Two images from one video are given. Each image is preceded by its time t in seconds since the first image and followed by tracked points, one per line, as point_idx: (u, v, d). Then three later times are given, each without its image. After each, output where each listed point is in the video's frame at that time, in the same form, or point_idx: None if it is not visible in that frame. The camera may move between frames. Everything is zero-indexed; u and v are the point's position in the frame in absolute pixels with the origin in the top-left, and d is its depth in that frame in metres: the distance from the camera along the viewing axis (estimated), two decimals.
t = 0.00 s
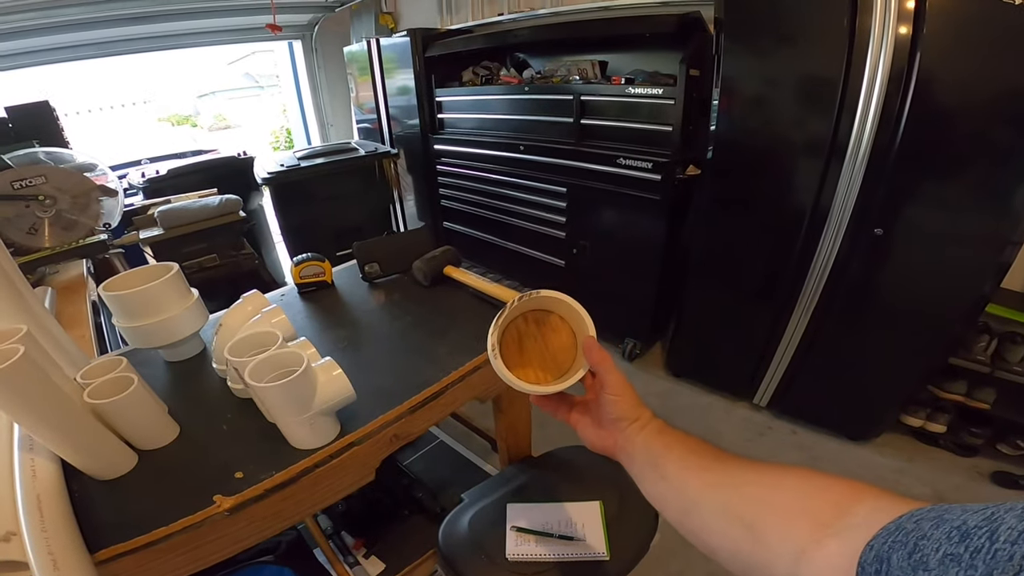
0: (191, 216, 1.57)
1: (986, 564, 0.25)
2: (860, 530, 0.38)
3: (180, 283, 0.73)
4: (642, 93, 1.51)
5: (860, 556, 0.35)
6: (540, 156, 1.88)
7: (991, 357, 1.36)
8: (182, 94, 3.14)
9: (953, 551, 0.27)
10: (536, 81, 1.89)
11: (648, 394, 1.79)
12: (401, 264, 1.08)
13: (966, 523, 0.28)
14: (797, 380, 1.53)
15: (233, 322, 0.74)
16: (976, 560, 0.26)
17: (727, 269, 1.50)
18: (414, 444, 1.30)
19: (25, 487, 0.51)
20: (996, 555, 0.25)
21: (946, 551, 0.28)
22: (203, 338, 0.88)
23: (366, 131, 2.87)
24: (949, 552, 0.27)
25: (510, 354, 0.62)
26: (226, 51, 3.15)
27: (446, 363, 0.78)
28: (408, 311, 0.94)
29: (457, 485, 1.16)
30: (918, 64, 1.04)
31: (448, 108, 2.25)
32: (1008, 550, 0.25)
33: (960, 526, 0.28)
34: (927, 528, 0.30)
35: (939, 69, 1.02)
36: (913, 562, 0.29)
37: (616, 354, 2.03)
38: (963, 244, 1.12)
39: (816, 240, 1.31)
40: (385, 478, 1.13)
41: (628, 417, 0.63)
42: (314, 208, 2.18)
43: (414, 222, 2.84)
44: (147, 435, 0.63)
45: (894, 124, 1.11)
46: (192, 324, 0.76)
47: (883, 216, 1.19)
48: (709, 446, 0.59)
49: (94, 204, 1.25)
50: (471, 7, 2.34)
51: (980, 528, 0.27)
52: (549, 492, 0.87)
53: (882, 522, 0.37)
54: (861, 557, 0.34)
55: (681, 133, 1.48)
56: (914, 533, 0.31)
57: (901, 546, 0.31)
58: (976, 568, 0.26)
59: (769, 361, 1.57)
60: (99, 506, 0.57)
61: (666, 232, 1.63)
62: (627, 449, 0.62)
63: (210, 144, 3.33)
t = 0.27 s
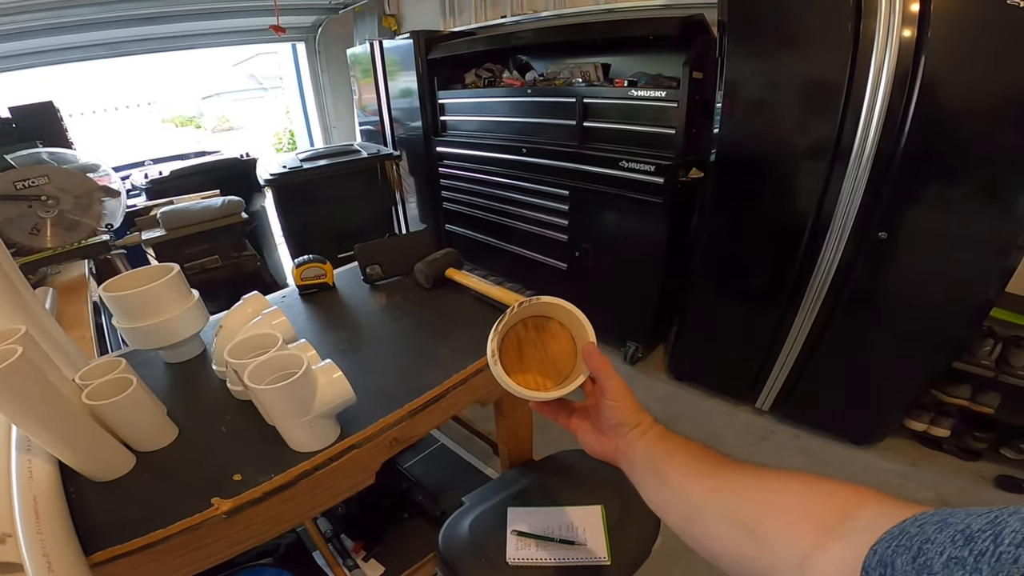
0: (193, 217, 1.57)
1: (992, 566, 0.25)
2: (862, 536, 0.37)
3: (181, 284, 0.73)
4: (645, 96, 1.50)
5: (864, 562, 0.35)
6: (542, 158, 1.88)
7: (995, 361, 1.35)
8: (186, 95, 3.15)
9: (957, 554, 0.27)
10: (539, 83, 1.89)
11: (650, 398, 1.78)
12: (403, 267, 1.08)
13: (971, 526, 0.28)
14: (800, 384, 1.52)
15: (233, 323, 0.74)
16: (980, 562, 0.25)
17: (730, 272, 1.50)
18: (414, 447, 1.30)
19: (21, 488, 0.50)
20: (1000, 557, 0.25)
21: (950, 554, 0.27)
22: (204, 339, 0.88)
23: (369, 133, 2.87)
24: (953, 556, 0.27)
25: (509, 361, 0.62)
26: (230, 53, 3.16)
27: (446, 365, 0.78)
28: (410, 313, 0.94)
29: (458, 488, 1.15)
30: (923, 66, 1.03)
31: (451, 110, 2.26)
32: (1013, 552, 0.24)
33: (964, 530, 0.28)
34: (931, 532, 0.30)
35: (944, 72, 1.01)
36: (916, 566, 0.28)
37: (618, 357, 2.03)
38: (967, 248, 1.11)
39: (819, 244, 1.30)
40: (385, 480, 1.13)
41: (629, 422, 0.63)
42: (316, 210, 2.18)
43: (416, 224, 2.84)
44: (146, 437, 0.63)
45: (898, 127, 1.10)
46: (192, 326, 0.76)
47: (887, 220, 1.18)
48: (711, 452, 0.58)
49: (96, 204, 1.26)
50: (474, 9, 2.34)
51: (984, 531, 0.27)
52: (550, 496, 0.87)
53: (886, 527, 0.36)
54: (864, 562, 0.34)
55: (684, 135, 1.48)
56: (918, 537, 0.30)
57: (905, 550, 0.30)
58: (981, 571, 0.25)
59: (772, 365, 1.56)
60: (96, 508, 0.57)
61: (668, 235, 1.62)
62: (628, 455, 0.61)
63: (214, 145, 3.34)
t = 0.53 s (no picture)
0: (196, 222, 1.58)
1: (982, 568, 0.25)
2: (857, 539, 0.37)
3: (185, 290, 0.74)
4: (645, 100, 1.51)
5: (858, 563, 0.35)
6: (543, 162, 1.88)
7: (997, 363, 1.35)
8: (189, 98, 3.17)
9: (948, 556, 0.27)
10: (539, 87, 1.89)
11: (652, 401, 1.78)
12: (404, 271, 1.09)
13: (961, 528, 0.28)
14: (801, 387, 1.52)
15: (236, 328, 0.75)
16: (971, 564, 0.26)
17: (730, 276, 1.50)
18: (416, 451, 1.30)
19: (26, 491, 0.51)
20: (990, 559, 0.25)
21: (941, 556, 0.27)
22: (207, 344, 0.89)
23: (371, 137, 2.88)
24: (944, 557, 0.27)
25: (509, 367, 0.62)
26: (232, 57, 3.18)
27: (448, 370, 0.78)
28: (411, 318, 0.94)
29: (459, 491, 1.15)
30: (922, 68, 1.03)
31: (452, 113, 2.27)
32: (1003, 555, 0.24)
33: (955, 532, 0.28)
34: (923, 533, 0.30)
35: (942, 75, 1.02)
36: (909, 567, 0.29)
37: (620, 361, 2.03)
38: (967, 250, 1.12)
39: (820, 247, 1.31)
40: (386, 484, 1.13)
41: (628, 427, 0.63)
42: (318, 214, 2.19)
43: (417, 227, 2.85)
44: (149, 441, 0.64)
45: (898, 130, 1.10)
46: (195, 331, 0.76)
47: (887, 223, 1.18)
48: (710, 456, 0.59)
49: (99, 208, 1.26)
50: (474, 13, 2.35)
51: (975, 533, 0.27)
52: (551, 500, 0.87)
53: (880, 530, 0.37)
54: (858, 564, 0.34)
55: (685, 139, 1.48)
56: (910, 539, 0.30)
57: (898, 552, 0.31)
58: (971, 572, 0.25)
59: (774, 368, 1.56)
60: (100, 510, 0.57)
61: (669, 238, 1.62)
62: (628, 459, 0.61)
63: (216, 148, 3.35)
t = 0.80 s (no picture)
0: (196, 224, 1.58)
1: (977, 567, 0.25)
2: (853, 539, 0.38)
3: (184, 291, 0.74)
4: (643, 101, 1.51)
5: (853, 563, 0.35)
6: (541, 163, 1.89)
7: (996, 362, 1.35)
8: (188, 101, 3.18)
9: (943, 555, 0.27)
10: (538, 88, 1.90)
11: (651, 402, 1.79)
12: (403, 273, 1.09)
13: (957, 529, 0.28)
14: (800, 387, 1.53)
15: (235, 329, 0.75)
16: (966, 564, 0.26)
17: (729, 276, 1.50)
18: (415, 451, 1.30)
19: (26, 491, 0.51)
20: (985, 559, 0.25)
21: (937, 556, 0.28)
22: (206, 345, 0.89)
23: (370, 138, 2.89)
24: (939, 557, 0.27)
25: (508, 369, 0.62)
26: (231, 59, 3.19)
27: (446, 371, 0.79)
28: (410, 319, 0.95)
29: (458, 492, 1.16)
30: (918, 68, 1.04)
31: (450, 115, 2.27)
32: (998, 554, 0.25)
33: (951, 532, 0.28)
34: (920, 534, 0.30)
35: (938, 76, 1.02)
36: (906, 568, 0.29)
37: (619, 361, 2.03)
38: (964, 250, 1.12)
39: (819, 248, 1.31)
40: (386, 485, 1.13)
41: (626, 427, 0.63)
42: (318, 216, 2.19)
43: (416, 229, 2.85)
44: (148, 441, 0.64)
45: (894, 130, 1.11)
46: (195, 332, 0.77)
47: (885, 223, 1.18)
48: (707, 458, 0.59)
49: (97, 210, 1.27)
50: (473, 15, 2.36)
51: (971, 533, 0.27)
52: (550, 500, 0.87)
53: (876, 531, 0.37)
54: (856, 565, 0.34)
55: (683, 139, 1.49)
56: (906, 540, 0.31)
57: (894, 552, 0.31)
58: (967, 571, 0.25)
59: (773, 368, 1.56)
60: (99, 510, 0.57)
61: (668, 239, 1.63)
62: (625, 461, 0.62)
63: (216, 150, 3.36)
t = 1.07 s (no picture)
0: (198, 227, 1.58)
1: (979, 566, 0.25)
2: (852, 538, 0.38)
3: (185, 293, 0.75)
4: (642, 101, 1.52)
5: (853, 562, 0.35)
6: (541, 165, 1.89)
7: (998, 362, 1.35)
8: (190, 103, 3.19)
9: (944, 554, 0.27)
10: (537, 90, 1.90)
11: (653, 403, 1.79)
12: (404, 274, 1.10)
13: (957, 527, 0.28)
14: (801, 387, 1.53)
15: (235, 330, 0.76)
16: (967, 563, 0.26)
17: (729, 277, 1.50)
18: (416, 452, 1.31)
19: (28, 490, 0.51)
20: (986, 558, 0.25)
21: (938, 555, 0.28)
22: (208, 346, 0.90)
23: (370, 141, 2.90)
24: (940, 556, 0.27)
25: (508, 372, 0.63)
26: (233, 62, 3.20)
27: (447, 371, 0.79)
28: (410, 320, 0.95)
29: (459, 492, 1.16)
30: (917, 67, 1.04)
31: (451, 117, 2.28)
32: (998, 552, 0.25)
33: (951, 531, 0.28)
34: (921, 534, 0.30)
35: (938, 75, 1.02)
36: (906, 566, 0.29)
37: (620, 362, 2.03)
38: (964, 249, 1.12)
39: (819, 248, 1.31)
40: (387, 486, 1.13)
41: (625, 429, 0.63)
42: (319, 218, 2.20)
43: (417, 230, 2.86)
44: (150, 442, 0.64)
45: (893, 129, 1.11)
46: (196, 334, 0.77)
47: (885, 223, 1.19)
48: (706, 459, 0.59)
49: (100, 213, 1.28)
50: (473, 17, 2.37)
51: (971, 531, 0.27)
52: (550, 500, 0.87)
53: (876, 530, 0.37)
54: (856, 565, 0.34)
55: (682, 140, 1.49)
56: (907, 539, 0.31)
57: (894, 551, 0.31)
58: (968, 570, 0.25)
59: (774, 369, 1.56)
60: (101, 510, 0.58)
61: (668, 240, 1.63)
62: (626, 462, 0.62)
63: (217, 153, 3.37)
